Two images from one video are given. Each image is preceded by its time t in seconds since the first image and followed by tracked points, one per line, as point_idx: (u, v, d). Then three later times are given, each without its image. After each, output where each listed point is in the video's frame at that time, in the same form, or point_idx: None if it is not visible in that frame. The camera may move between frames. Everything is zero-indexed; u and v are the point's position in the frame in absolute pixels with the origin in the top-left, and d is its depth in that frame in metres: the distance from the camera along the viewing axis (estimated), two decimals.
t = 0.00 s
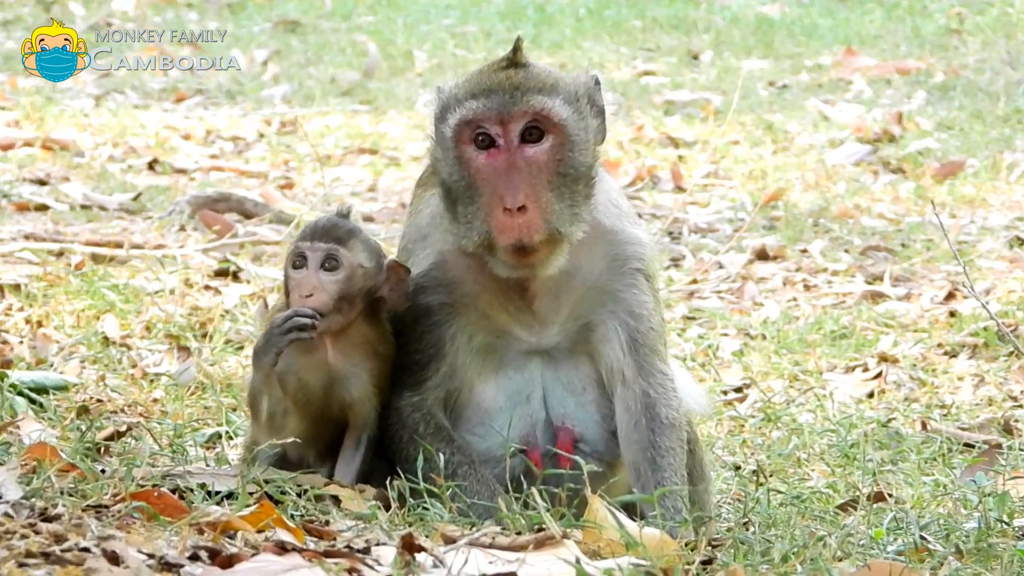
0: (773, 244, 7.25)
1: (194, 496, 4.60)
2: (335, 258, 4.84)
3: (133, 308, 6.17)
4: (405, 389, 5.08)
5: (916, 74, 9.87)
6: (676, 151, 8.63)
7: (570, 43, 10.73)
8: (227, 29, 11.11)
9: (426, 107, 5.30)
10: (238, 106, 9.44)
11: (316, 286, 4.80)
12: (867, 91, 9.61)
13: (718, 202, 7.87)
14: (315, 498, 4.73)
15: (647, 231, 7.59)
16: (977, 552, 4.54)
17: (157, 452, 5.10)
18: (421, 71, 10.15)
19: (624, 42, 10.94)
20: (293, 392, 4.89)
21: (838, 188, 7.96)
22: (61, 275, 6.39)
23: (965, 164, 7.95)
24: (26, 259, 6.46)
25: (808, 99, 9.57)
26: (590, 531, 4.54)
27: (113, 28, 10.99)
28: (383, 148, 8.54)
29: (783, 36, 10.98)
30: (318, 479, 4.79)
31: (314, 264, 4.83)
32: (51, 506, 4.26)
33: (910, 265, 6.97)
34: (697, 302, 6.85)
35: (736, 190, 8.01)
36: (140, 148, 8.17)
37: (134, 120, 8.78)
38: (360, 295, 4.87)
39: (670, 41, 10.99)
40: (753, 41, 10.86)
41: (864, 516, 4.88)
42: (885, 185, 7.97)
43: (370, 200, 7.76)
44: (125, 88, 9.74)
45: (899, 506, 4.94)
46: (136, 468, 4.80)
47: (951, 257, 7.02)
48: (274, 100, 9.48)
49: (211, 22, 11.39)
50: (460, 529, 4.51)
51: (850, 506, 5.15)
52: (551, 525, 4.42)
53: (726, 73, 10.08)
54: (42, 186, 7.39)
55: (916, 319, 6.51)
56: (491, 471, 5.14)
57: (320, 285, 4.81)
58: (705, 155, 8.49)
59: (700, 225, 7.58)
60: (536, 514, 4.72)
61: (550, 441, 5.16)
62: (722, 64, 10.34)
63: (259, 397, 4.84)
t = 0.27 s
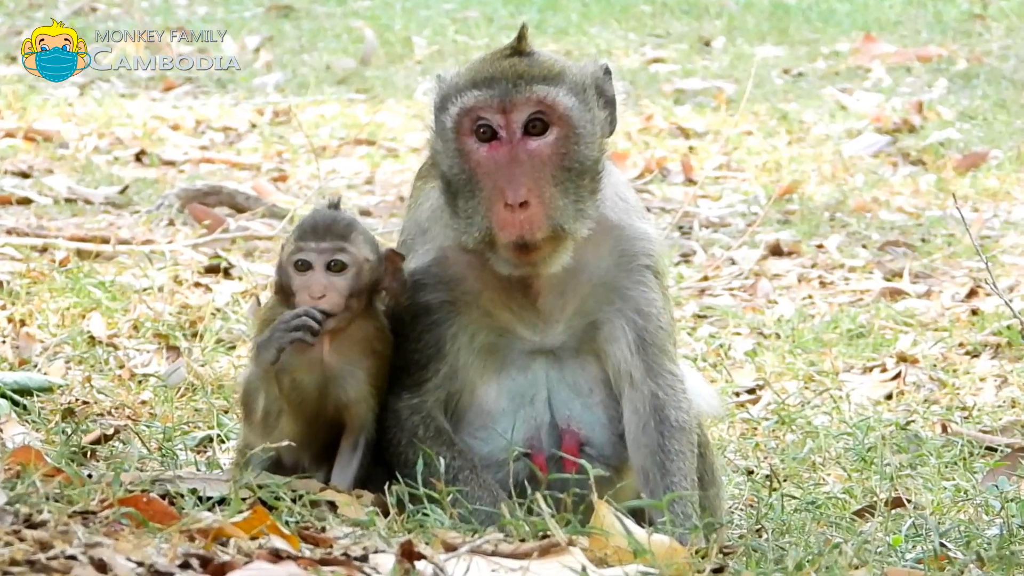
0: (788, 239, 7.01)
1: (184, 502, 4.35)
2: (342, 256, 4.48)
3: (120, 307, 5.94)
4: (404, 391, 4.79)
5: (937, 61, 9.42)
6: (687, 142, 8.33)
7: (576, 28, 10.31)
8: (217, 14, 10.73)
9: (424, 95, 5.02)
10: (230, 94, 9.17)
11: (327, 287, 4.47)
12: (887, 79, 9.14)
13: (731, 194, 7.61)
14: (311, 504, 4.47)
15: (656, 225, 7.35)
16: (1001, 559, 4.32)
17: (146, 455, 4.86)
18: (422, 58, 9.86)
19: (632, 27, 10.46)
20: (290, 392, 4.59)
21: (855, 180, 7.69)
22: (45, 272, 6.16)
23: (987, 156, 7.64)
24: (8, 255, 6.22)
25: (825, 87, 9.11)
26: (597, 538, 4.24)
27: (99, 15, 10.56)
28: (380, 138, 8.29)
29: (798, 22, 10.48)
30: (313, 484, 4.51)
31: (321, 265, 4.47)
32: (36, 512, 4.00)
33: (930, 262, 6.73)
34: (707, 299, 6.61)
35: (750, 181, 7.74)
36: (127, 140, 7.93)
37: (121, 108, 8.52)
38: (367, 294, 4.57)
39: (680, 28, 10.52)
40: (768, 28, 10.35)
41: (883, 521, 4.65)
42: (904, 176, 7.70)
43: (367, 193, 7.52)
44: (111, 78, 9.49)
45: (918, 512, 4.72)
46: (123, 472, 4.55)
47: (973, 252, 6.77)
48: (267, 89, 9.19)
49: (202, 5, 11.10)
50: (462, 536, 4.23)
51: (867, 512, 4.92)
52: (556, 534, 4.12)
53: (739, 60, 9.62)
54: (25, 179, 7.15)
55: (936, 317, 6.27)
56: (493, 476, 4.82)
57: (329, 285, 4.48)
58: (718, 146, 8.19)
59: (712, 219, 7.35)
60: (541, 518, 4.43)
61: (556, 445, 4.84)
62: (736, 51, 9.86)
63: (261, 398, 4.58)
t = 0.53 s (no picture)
0: (789, 236, 7.02)
1: (185, 498, 4.35)
2: (351, 253, 4.49)
3: (121, 303, 5.93)
4: (406, 387, 4.81)
5: (940, 58, 9.42)
6: (688, 139, 8.33)
7: (578, 25, 10.23)
8: (220, 11, 10.78)
9: (428, 92, 5.04)
10: (231, 90, 9.15)
11: (337, 284, 4.47)
12: (888, 76, 9.14)
13: (732, 190, 7.61)
14: (311, 500, 4.47)
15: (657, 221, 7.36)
16: (1001, 555, 4.33)
17: (146, 452, 4.86)
18: (423, 55, 9.84)
19: (634, 24, 10.45)
20: (295, 388, 4.61)
21: (857, 177, 7.67)
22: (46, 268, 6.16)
23: (989, 153, 7.63)
24: (9, 251, 6.22)
25: (826, 83, 9.11)
26: (597, 535, 4.23)
27: (101, 13, 10.62)
28: (381, 135, 8.29)
29: (798, 18, 10.48)
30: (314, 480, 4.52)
31: (330, 262, 4.48)
32: (36, 508, 4.01)
33: (931, 258, 6.74)
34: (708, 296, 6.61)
35: (751, 178, 7.73)
36: (128, 136, 7.93)
37: (122, 105, 8.52)
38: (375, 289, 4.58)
39: (681, 24, 10.54)
40: (769, 25, 10.33)
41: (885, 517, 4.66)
42: (905, 173, 7.68)
43: (368, 188, 7.52)
44: (112, 74, 9.33)
45: (919, 508, 4.73)
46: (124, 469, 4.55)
47: (974, 249, 6.77)
48: (268, 85, 9.19)
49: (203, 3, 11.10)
50: (462, 532, 4.22)
51: (868, 508, 4.93)
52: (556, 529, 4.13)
53: (740, 56, 9.63)
54: (26, 176, 7.15)
55: (937, 314, 6.27)
56: (495, 472, 4.82)
57: (339, 282, 4.48)
58: (719, 143, 8.18)
59: (714, 215, 7.34)
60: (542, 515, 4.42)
61: (557, 441, 4.83)
62: (737, 47, 9.88)
63: (267, 396, 4.51)
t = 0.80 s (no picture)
0: (790, 233, 7.02)
1: (186, 495, 4.34)
2: (351, 254, 4.45)
3: (121, 300, 5.93)
4: (406, 384, 4.80)
5: (939, 55, 9.42)
6: (688, 136, 8.33)
7: (578, 22, 10.19)
8: (220, 8, 10.77)
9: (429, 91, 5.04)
10: (231, 88, 9.14)
11: (337, 286, 4.43)
12: (887, 73, 9.14)
13: (732, 187, 7.61)
14: (312, 497, 4.47)
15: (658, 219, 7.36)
16: (1003, 552, 4.33)
17: (147, 449, 4.87)
18: (423, 52, 9.83)
19: (634, 22, 10.44)
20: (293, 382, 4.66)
21: (857, 174, 7.67)
22: (47, 264, 6.16)
23: (989, 150, 7.63)
24: (10, 248, 6.22)
25: (827, 80, 9.11)
26: (598, 533, 4.22)
27: (102, 10, 10.64)
28: (382, 132, 8.28)
29: (798, 16, 10.46)
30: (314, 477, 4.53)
31: (329, 264, 4.44)
32: (37, 505, 4.01)
33: (932, 255, 6.73)
34: (709, 293, 6.61)
35: (751, 176, 7.73)
36: (129, 133, 7.93)
37: (123, 102, 8.52)
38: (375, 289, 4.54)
39: (681, 21, 10.54)
40: (769, 22, 10.32)
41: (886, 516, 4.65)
42: (906, 171, 7.68)
43: (369, 186, 7.52)
44: (111, 70, 9.32)
45: (919, 505, 4.74)
46: (125, 466, 4.54)
47: (975, 246, 6.77)
48: (268, 82, 9.21)
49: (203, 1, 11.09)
50: (463, 530, 4.21)
51: (869, 505, 4.93)
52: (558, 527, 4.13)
53: (741, 53, 9.64)
54: (26, 172, 7.15)
55: (937, 311, 6.27)
56: (494, 469, 4.82)
57: (339, 284, 4.44)
58: (719, 140, 8.19)
59: (714, 213, 7.33)
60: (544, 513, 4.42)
61: (557, 439, 4.82)
62: (737, 44, 9.88)
63: (269, 398, 4.49)
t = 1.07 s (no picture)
0: (792, 230, 7.00)
1: (188, 493, 4.34)
2: (355, 258, 4.40)
3: (124, 299, 5.93)
4: (409, 382, 4.78)
5: (942, 53, 9.41)
6: (691, 134, 8.32)
7: (582, 19, 10.16)
8: (223, 6, 10.77)
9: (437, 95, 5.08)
10: (234, 87, 9.14)
11: (342, 292, 4.39)
12: (890, 71, 9.14)
13: (735, 186, 7.61)
14: (315, 495, 4.46)
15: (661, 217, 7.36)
16: (1006, 550, 4.33)
17: (150, 447, 4.89)
18: (426, 50, 9.82)
19: (636, 19, 10.43)
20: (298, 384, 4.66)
21: (860, 173, 7.67)
22: (50, 263, 6.15)
23: (991, 148, 7.63)
24: (13, 247, 6.23)
25: (829, 78, 9.11)
26: (601, 531, 4.21)
27: (105, 8, 10.64)
28: (384, 130, 8.28)
29: (801, 13, 10.44)
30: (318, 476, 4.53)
31: (333, 269, 4.39)
32: (40, 504, 4.01)
33: (934, 253, 6.74)
34: (711, 291, 6.61)
35: (754, 174, 7.72)
36: (131, 132, 7.93)
37: (125, 101, 8.51)
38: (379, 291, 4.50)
39: (684, 19, 10.54)
40: (772, 20, 10.27)
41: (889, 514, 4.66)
42: (908, 169, 7.68)
43: (371, 184, 7.52)
44: (114, 69, 9.32)
45: (922, 502, 4.75)
46: (128, 464, 4.53)
47: (977, 244, 6.77)
48: (271, 81, 9.21)
49: None
50: (466, 528, 4.20)
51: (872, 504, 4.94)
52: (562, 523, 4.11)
53: (743, 51, 9.64)
54: (29, 171, 7.15)
55: (940, 309, 6.27)
56: (497, 467, 4.78)
57: (344, 289, 4.40)
58: (722, 138, 8.19)
59: (716, 210, 7.32)
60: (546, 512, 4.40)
61: (560, 437, 4.79)
62: (740, 42, 9.88)
63: (278, 401, 4.50)
